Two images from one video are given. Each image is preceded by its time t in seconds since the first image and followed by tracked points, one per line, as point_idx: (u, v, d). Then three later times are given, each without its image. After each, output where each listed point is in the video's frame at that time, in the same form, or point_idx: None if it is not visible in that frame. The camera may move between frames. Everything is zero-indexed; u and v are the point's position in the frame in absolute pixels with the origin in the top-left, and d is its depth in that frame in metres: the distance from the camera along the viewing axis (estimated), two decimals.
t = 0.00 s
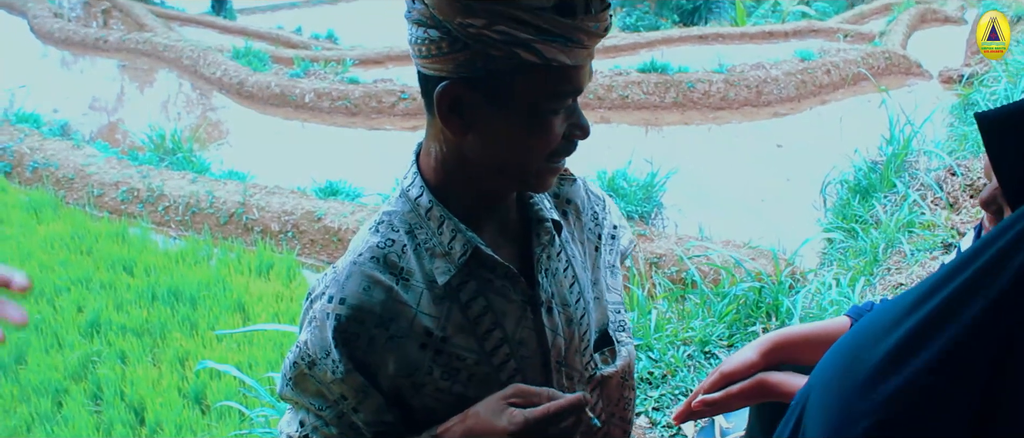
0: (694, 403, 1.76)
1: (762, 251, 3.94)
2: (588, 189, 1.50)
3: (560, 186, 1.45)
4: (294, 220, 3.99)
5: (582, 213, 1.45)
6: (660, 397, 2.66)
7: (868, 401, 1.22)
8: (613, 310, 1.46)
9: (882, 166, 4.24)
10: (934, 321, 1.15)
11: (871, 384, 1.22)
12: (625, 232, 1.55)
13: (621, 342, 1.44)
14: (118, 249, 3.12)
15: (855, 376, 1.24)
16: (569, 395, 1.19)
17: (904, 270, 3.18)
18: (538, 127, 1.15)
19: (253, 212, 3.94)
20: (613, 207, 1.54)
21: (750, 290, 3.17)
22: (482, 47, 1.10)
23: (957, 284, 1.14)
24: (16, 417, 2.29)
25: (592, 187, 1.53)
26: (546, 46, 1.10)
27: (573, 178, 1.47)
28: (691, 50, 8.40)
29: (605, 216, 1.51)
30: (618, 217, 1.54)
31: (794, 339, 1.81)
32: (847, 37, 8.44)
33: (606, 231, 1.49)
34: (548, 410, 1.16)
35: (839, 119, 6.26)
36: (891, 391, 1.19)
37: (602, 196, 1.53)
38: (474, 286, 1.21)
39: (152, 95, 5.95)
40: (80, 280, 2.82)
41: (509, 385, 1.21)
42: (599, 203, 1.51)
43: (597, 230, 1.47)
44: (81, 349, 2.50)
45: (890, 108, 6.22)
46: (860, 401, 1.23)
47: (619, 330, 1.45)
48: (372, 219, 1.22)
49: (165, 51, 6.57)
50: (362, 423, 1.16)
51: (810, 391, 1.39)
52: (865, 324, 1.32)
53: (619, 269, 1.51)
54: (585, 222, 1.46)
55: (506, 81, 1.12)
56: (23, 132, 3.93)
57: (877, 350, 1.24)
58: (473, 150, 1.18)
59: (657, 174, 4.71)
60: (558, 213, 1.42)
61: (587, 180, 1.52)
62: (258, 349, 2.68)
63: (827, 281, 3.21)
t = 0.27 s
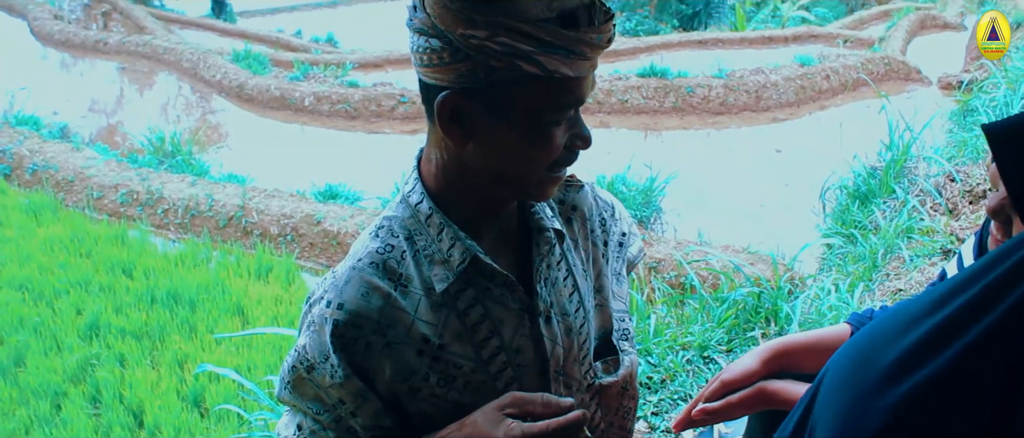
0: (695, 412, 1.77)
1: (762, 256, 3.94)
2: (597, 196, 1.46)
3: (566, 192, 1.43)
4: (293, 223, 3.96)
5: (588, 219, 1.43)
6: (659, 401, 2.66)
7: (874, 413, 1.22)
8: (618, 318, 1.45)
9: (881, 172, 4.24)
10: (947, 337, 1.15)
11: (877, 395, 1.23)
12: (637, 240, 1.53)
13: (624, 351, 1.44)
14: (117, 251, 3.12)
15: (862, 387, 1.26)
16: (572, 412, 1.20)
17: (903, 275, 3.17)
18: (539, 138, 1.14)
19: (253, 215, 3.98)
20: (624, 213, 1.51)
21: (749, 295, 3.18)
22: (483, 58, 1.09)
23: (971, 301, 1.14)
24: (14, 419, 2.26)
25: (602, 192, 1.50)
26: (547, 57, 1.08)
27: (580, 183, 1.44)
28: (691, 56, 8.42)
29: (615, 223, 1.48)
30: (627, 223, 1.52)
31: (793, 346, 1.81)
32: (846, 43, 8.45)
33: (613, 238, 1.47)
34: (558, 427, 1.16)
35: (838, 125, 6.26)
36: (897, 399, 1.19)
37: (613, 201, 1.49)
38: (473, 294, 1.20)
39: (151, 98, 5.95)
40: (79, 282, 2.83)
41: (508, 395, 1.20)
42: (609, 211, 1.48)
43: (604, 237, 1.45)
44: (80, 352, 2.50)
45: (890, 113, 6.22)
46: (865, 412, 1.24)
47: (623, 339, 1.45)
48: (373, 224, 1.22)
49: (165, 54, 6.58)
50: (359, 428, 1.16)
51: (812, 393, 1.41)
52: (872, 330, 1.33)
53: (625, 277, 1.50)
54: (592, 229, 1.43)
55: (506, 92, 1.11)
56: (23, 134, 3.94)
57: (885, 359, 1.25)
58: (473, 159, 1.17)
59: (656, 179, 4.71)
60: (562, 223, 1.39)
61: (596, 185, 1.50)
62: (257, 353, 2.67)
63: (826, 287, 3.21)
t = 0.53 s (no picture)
0: (696, 410, 1.75)
1: (762, 257, 3.94)
2: (603, 199, 1.45)
3: (570, 195, 1.42)
4: (294, 224, 3.96)
5: (593, 222, 1.41)
6: (660, 403, 2.66)
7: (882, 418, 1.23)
8: (622, 322, 1.45)
9: (882, 173, 4.24)
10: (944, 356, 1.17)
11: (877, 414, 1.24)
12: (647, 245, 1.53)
13: (628, 355, 1.44)
14: (118, 252, 3.12)
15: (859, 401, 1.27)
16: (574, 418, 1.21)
17: (904, 277, 3.18)
18: (543, 145, 1.14)
19: (253, 216, 4.00)
20: (629, 215, 1.50)
21: (749, 296, 3.18)
22: (486, 66, 1.08)
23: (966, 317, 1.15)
24: (15, 420, 2.26)
25: (607, 193, 1.49)
26: (551, 63, 1.08)
27: (584, 186, 1.43)
28: (691, 56, 8.42)
29: (619, 226, 1.46)
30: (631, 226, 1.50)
31: (795, 347, 1.81)
32: (847, 43, 8.45)
33: (616, 241, 1.46)
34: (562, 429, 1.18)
35: (839, 126, 6.26)
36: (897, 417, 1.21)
37: (621, 204, 1.48)
38: (474, 297, 1.20)
39: (152, 99, 5.95)
40: (80, 283, 2.82)
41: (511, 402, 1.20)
42: (614, 213, 1.46)
43: (607, 240, 1.44)
44: (81, 353, 2.50)
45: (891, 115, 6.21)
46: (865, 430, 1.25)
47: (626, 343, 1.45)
48: (375, 226, 1.21)
49: (166, 55, 6.59)
50: (361, 430, 1.16)
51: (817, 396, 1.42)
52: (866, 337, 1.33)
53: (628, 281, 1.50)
54: (596, 232, 1.42)
55: (509, 98, 1.11)
56: (24, 135, 3.94)
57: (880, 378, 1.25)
58: (476, 164, 1.17)
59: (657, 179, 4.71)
60: (562, 227, 1.37)
61: (600, 188, 1.48)
62: (257, 353, 2.67)
63: (827, 288, 3.21)
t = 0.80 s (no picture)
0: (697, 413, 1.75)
1: (765, 256, 3.93)
2: (600, 197, 1.45)
3: (569, 194, 1.42)
4: (295, 225, 3.96)
5: (591, 220, 1.41)
6: (663, 402, 2.66)
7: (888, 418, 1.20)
8: (627, 319, 1.44)
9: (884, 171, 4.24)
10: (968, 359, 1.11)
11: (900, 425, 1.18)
12: (643, 240, 1.53)
13: (634, 353, 1.42)
14: (120, 252, 3.13)
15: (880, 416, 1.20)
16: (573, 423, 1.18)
17: (906, 275, 3.17)
18: (545, 147, 1.10)
19: (255, 217, 4.00)
20: (625, 212, 1.49)
21: (752, 295, 3.18)
22: (488, 66, 1.04)
23: (985, 326, 1.09)
24: (18, 422, 2.26)
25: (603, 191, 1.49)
26: (555, 66, 1.04)
27: (582, 185, 1.43)
28: (693, 55, 8.42)
29: (615, 225, 1.46)
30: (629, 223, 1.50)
31: (795, 348, 1.80)
32: (849, 42, 8.44)
33: (614, 239, 1.46)
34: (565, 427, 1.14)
35: (841, 125, 6.25)
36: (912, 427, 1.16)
37: (615, 203, 1.48)
38: (474, 299, 1.18)
39: (154, 100, 5.95)
40: (83, 284, 2.83)
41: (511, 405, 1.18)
42: (609, 210, 1.46)
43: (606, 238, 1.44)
44: (83, 354, 2.51)
45: (893, 113, 6.21)
46: None
47: (632, 339, 1.43)
48: (374, 229, 1.20)
49: (168, 56, 6.59)
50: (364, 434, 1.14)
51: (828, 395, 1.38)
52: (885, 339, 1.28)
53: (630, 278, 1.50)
54: (595, 230, 1.41)
55: (512, 98, 1.06)
56: (25, 137, 3.95)
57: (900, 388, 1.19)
58: (475, 165, 1.13)
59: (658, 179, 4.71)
60: (564, 223, 1.37)
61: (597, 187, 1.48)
62: (260, 353, 2.66)
63: (829, 287, 3.21)
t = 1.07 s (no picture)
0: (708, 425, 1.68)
1: (766, 255, 3.93)
2: (596, 196, 1.40)
3: (563, 195, 1.35)
4: (296, 224, 3.96)
5: (587, 221, 1.35)
6: (664, 401, 2.66)
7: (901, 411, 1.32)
8: (624, 319, 1.40)
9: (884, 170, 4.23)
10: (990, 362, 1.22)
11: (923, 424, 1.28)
12: (638, 238, 1.49)
13: (631, 353, 1.38)
14: (121, 253, 3.13)
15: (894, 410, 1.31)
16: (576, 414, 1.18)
17: (907, 274, 3.17)
18: (534, 148, 1.06)
19: (256, 217, 3.99)
20: (623, 210, 1.45)
21: (752, 294, 3.19)
22: (475, 68, 1.01)
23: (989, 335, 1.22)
24: (19, 422, 2.26)
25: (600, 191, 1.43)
26: (542, 66, 1.01)
27: (578, 185, 1.36)
28: (693, 54, 8.42)
29: (613, 224, 1.41)
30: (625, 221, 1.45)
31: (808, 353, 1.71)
32: (850, 40, 8.44)
33: (612, 239, 1.40)
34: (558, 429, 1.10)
35: (841, 123, 6.25)
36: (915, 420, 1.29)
37: (613, 203, 1.42)
38: (470, 301, 1.13)
39: (155, 99, 5.95)
40: (83, 284, 2.83)
41: (505, 398, 1.14)
42: (608, 210, 1.41)
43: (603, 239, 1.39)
44: (84, 354, 2.51)
45: (893, 111, 6.20)
46: None
47: (627, 339, 1.38)
48: (368, 232, 1.16)
49: (168, 56, 6.59)
50: None
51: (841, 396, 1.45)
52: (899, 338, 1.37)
53: (627, 277, 1.45)
54: (591, 231, 1.35)
55: (499, 98, 1.03)
56: (26, 137, 3.95)
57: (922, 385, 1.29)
58: (467, 167, 1.09)
59: (659, 178, 4.70)
60: (558, 225, 1.31)
61: (593, 185, 1.42)
62: (261, 353, 2.66)
63: (830, 286, 3.21)
